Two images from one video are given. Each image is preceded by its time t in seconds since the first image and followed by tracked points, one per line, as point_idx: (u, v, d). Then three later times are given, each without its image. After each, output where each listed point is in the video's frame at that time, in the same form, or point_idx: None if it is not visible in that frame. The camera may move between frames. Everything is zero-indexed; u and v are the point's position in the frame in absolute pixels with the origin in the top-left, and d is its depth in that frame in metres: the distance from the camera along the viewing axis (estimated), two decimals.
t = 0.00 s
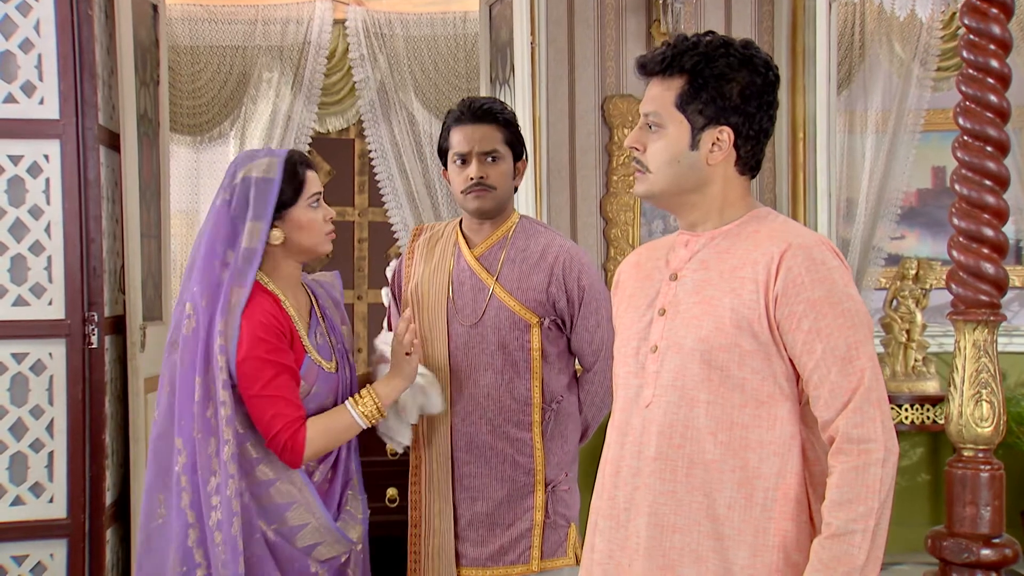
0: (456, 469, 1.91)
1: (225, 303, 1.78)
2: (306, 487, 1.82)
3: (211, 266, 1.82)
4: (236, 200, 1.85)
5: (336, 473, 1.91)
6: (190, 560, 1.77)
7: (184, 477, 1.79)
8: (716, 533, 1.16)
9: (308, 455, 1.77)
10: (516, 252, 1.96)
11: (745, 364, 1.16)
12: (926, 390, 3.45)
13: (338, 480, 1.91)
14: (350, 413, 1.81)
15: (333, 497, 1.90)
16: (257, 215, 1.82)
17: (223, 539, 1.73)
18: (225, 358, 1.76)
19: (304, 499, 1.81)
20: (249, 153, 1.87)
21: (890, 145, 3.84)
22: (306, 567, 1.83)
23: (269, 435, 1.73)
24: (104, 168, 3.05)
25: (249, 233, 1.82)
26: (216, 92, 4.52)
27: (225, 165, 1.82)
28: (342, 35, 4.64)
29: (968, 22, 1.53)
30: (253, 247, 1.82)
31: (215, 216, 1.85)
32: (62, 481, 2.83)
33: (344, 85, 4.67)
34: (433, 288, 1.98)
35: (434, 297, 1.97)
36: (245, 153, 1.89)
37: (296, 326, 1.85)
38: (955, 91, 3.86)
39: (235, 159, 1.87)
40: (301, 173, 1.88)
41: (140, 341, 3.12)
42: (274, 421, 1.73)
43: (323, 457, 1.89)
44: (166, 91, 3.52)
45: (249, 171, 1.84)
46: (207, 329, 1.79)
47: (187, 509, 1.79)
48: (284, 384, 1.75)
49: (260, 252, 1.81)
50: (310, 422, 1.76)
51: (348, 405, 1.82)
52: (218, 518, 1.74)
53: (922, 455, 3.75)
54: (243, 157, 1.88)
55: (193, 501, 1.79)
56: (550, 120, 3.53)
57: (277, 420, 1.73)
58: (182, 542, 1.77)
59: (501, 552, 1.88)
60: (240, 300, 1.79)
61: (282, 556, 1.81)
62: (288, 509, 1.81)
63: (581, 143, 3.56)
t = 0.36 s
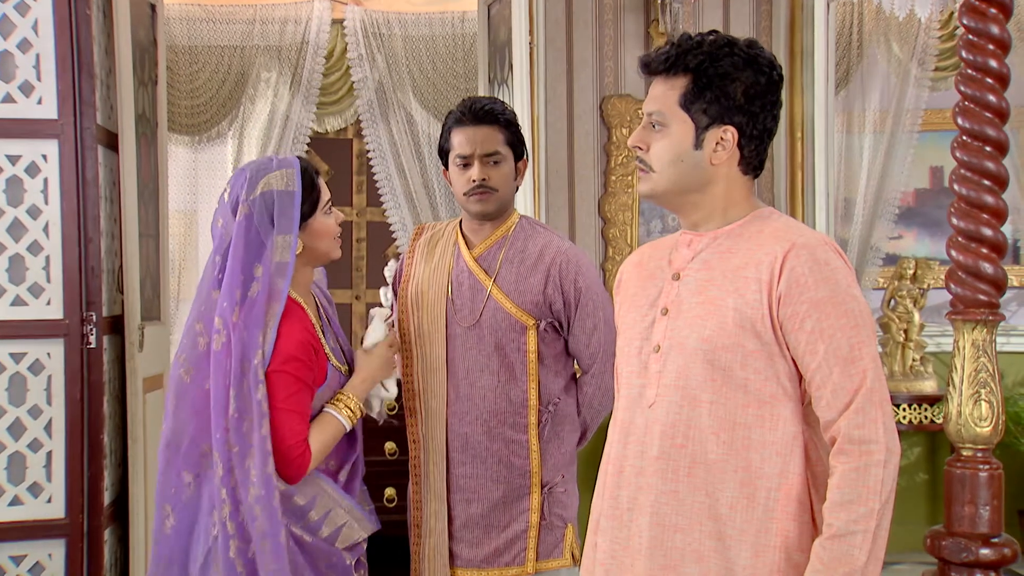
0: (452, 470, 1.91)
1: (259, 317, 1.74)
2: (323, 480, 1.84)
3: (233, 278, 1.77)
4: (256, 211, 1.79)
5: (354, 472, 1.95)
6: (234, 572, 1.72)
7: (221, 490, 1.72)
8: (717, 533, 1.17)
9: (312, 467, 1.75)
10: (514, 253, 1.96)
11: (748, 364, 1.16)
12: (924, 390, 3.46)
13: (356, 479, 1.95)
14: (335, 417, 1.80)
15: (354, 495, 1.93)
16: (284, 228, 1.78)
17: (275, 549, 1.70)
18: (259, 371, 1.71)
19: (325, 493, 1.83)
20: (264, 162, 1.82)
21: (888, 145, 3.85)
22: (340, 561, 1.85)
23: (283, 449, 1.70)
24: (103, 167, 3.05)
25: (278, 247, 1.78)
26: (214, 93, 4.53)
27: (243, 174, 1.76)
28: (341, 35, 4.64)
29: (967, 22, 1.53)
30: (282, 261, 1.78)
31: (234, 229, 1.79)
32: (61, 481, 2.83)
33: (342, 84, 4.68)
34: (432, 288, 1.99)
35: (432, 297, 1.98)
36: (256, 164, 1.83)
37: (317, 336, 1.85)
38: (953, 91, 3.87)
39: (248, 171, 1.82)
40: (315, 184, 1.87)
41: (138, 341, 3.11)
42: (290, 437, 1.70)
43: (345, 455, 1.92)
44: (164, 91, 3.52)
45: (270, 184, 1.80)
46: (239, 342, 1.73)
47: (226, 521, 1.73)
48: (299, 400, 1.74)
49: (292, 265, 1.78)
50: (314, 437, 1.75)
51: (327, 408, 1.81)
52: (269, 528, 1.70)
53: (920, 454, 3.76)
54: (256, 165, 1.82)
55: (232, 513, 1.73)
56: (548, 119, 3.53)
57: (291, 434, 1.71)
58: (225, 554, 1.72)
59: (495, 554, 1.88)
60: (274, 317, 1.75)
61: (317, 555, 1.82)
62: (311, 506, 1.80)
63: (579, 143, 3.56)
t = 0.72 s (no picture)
0: (446, 466, 1.92)
1: (260, 320, 1.73)
2: (320, 493, 1.85)
3: (234, 280, 1.77)
4: (257, 214, 1.79)
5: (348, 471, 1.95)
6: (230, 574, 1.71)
7: (219, 491, 1.72)
8: (717, 531, 1.17)
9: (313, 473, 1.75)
10: (510, 249, 1.96)
11: (749, 362, 1.16)
12: (920, 388, 3.48)
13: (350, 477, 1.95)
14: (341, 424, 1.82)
15: (347, 494, 1.93)
16: (283, 232, 1.79)
17: (282, 548, 1.72)
18: (262, 373, 1.71)
19: (323, 505, 1.83)
20: (265, 164, 1.82)
21: (885, 143, 3.85)
22: (339, 562, 1.87)
23: (288, 454, 1.72)
24: (100, 166, 3.04)
25: (277, 249, 1.78)
26: (211, 91, 4.53)
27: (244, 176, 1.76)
28: (338, 33, 4.63)
29: (964, 21, 1.53)
30: (281, 264, 1.77)
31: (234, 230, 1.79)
32: (59, 479, 2.83)
33: (340, 82, 4.66)
34: (429, 282, 2.00)
35: (429, 291, 1.99)
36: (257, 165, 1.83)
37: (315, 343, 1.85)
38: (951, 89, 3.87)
39: (249, 173, 1.82)
40: (315, 188, 1.87)
41: (136, 340, 3.10)
42: (296, 439, 1.72)
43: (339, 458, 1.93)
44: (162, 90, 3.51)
45: (271, 187, 1.80)
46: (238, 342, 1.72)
47: (223, 523, 1.71)
48: (301, 405, 1.74)
49: (289, 268, 1.77)
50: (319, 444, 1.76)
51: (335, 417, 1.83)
52: (271, 529, 1.72)
53: (917, 452, 3.76)
54: (256, 168, 1.82)
55: (229, 515, 1.72)
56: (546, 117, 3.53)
57: (298, 438, 1.72)
58: (221, 556, 1.71)
59: (487, 551, 1.87)
60: (273, 319, 1.75)
61: (315, 557, 1.83)
62: (312, 514, 1.82)
63: (577, 141, 3.56)
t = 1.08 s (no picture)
0: (444, 463, 1.92)
1: (262, 315, 1.75)
2: (322, 494, 1.84)
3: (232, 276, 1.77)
4: (251, 209, 1.79)
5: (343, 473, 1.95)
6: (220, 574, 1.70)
7: (211, 490, 1.71)
8: (716, 534, 1.17)
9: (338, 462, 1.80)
10: (511, 248, 1.96)
11: (749, 366, 1.16)
12: (916, 388, 3.48)
13: (345, 480, 1.95)
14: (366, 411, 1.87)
15: (343, 496, 1.94)
16: (278, 224, 1.79)
17: (284, 547, 1.72)
18: (268, 366, 1.73)
19: (323, 507, 1.83)
20: (253, 162, 1.81)
21: (881, 143, 3.86)
22: (331, 565, 1.85)
23: (308, 445, 1.76)
24: (96, 165, 3.04)
25: (274, 242, 1.78)
26: (207, 91, 4.52)
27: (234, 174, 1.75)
28: (334, 33, 4.62)
29: (959, 21, 1.52)
30: (278, 257, 1.78)
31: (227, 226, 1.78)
32: (54, 480, 2.82)
33: (336, 82, 4.66)
34: (429, 279, 2.00)
35: (430, 288, 1.99)
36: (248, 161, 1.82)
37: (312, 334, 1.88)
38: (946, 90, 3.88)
39: (241, 169, 1.81)
40: (307, 178, 1.87)
41: (131, 340, 3.09)
42: (315, 430, 1.76)
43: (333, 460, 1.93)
44: (157, 89, 3.50)
45: (263, 181, 1.79)
46: (241, 338, 1.75)
47: (214, 522, 1.70)
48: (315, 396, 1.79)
49: (288, 260, 1.78)
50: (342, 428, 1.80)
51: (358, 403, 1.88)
52: (276, 526, 1.72)
53: (912, 452, 3.77)
54: (245, 165, 1.81)
55: (221, 514, 1.71)
56: (542, 118, 3.54)
57: (317, 426, 1.77)
58: (212, 556, 1.70)
59: (483, 547, 1.87)
60: (275, 312, 1.77)
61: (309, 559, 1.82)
62: (312, 516, 1.81)
63: (573, 141, 3.56)
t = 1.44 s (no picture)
0: (444, 461, 1.92)
1: (256, 310, 1.75)
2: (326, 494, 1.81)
3: (222, 275, 1.77)
4: (236, 207, 1.78)
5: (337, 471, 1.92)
6: None
7: (205, 492, 1.70)
8: (713, 535, 1.17)
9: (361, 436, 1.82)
10: (517, 247, 1.95)
11: (748, 367, 1.16)
12: (912, 388, 3.48)
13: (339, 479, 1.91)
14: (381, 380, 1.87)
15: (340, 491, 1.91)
16: (268, 219, 1.79)
17: (291, 544, 1.72)
18: (266, 360, 1.73)
19: (327, 508, 1.80)
20: (236, 159, 1.80)
21: (877, 144, 3.86)
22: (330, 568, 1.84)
23: (326, 427, 1.78)
24: (92, 167, 3.03)
25: (265, 236, 1.79)
26: (203, 92, 4.52)
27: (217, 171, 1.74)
28: (330, 34, 4.63)
29: (955, 23, 1.52)
30: (271, 250, 1.79)
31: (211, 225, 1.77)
32: (49, 481, 2.81)
33: (332, 83, 4.66)
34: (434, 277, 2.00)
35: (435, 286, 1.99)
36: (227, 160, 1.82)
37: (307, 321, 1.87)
38: (941, 91, 3.89)
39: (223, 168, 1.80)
40: (291, 171, 1.87)
41: (127, 342, 3.09)
42: (329, 412, 1.78)
43: (328, 455, 1.89)
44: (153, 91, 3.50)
45: (246, 177, 1.78)
46: (233, 335, 1.74)
47: (210, 525, 1.70)
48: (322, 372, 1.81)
49: (281, 254, 1.78)
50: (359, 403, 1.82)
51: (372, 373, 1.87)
52: (282, 523, 1.72)
53: (908, 453, 3.78)
54: (227, 162, 1.80)
55: (216, 515, 1.70)
56: (538, 120, 3.55)
57: (332, 405, 1.78)
58: (208, 558, 1.69)
59: (482, 546, 1.87)
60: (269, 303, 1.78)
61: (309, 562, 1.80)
62: (316, 516, 1.79)
63: (569, 142, 3.57)
